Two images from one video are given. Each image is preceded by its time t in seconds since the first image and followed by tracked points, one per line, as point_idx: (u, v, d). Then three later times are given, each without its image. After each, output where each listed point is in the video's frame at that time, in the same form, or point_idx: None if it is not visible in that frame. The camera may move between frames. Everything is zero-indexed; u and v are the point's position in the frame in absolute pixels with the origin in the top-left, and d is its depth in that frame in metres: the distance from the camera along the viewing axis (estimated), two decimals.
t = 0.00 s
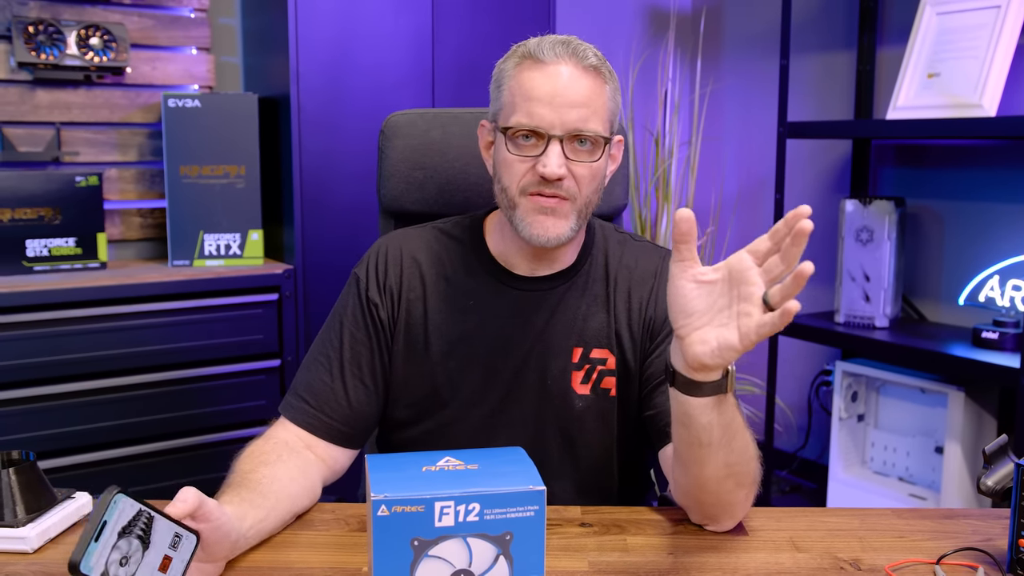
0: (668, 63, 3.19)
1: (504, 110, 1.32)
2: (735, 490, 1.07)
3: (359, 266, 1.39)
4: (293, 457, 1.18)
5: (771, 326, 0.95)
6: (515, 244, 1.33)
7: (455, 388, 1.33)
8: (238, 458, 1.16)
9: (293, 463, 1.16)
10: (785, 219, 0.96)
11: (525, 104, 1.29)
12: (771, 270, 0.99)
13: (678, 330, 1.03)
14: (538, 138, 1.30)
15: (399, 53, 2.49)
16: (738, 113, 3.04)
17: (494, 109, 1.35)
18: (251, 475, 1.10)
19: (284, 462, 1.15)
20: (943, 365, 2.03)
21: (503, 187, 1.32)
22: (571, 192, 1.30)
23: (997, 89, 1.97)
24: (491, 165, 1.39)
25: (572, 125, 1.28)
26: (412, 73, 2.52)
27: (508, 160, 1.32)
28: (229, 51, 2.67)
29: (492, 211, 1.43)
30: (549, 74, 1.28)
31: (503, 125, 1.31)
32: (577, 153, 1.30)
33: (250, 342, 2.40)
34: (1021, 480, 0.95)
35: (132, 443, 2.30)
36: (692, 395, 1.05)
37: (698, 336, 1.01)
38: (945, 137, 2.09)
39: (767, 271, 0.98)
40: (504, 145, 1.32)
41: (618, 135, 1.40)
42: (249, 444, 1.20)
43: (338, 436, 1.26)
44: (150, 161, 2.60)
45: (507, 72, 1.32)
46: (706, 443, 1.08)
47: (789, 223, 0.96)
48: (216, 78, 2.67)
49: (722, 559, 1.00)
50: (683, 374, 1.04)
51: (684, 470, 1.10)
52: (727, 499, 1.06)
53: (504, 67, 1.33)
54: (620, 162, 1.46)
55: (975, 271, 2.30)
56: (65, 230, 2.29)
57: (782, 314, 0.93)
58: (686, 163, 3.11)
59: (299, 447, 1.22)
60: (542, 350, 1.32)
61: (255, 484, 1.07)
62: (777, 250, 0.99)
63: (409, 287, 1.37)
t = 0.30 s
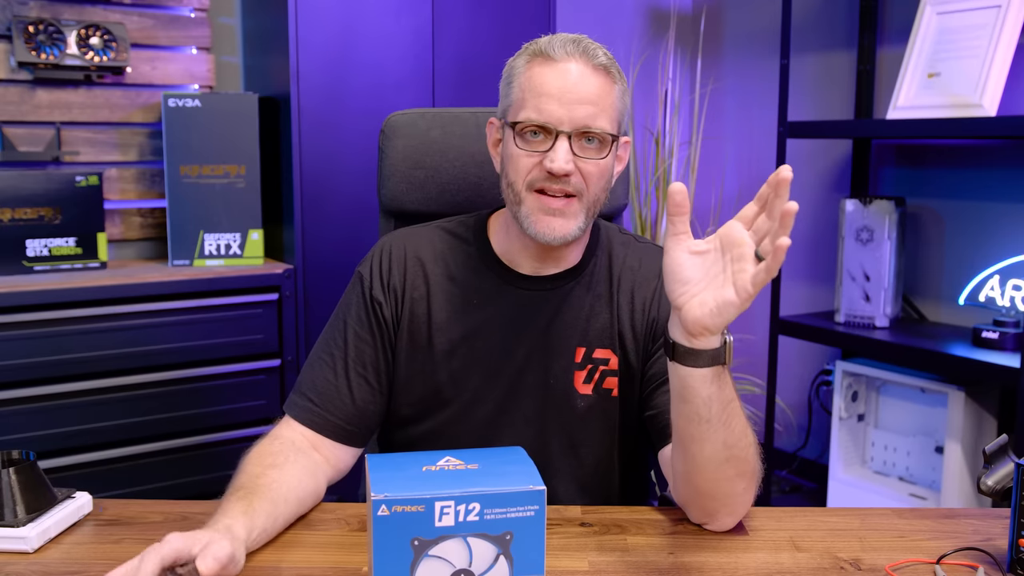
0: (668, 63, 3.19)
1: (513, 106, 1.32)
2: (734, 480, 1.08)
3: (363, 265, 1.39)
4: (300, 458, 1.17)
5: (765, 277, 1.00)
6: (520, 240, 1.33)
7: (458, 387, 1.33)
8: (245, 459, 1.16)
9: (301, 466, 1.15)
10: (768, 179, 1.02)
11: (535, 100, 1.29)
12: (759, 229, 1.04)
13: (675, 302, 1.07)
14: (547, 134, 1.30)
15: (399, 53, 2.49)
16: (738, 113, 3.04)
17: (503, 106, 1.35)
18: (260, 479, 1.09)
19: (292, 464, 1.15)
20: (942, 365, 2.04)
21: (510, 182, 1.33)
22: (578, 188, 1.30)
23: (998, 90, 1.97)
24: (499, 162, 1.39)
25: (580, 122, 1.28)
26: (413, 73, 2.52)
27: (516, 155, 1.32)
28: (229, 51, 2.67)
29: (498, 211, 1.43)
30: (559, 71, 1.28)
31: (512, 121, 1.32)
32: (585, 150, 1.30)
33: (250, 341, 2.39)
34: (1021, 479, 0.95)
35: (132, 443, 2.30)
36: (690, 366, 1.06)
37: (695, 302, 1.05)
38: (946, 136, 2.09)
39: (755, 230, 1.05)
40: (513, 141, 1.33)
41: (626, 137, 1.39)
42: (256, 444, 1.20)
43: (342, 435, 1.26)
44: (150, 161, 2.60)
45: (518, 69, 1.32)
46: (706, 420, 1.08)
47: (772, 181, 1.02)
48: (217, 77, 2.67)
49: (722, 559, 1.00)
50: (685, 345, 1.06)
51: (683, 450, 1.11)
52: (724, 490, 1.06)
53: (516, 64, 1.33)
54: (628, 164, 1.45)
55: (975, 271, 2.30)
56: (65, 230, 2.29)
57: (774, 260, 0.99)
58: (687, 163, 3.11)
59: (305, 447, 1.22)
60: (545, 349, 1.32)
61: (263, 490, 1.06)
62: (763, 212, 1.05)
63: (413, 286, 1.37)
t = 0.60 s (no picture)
0: (669, 63, 3.19)
1: (512, 116, 1.31)
2: (737, 483, 1.08)
3: (365, 264, 1.39)
4: (306, 459, 1.17)
5: (769, 291, 0.99)
6: (520, 246, 1.33)
7: (460, 387, 1.33)
8: (251, 459, 1.16)
9: (306, 467, 1.15)
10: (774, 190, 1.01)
11: (534, 113, 1.28)
12: (765, 241, 1.03)
13: (679, 311, 1.06)
14: (546, 147, 1.29)
15: (399, 53, 2.49)
16: (739, 112, 3.04)
17: (502, 112, 1.34)
18: (270, 480, 1.08)
19: (299, 466, 1.15)
20: (942, 364, 2.03)
21: (510, 193, 1.32)
22: (578, 201, 1.30)
23: (998, 89, 1.97)
24: (499, 165, 1.39)
25: (579, 136, 1.27)
26: (414, 73, 2.52)
27: (515, 168, 1.31)
28: (230, 50, 2.67)
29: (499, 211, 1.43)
30: (558, 82, 1.27)
31: (511, 132, 1.31)
32: (585, 162, 1.29)
33: (250, 341, 2.40)
34: (1021, 479, 0.95)
35: (132, 443, 2.30)
36: (695, 376, 1.06)
37: (699, 313, 1.04)
38: (946, 136, 2.09)
39: (761, 241, 1.03)
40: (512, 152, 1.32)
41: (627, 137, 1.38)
42: (261, 443, 1.20)
43: (344, 434, 1.26)
44: (150, 161, 2.60)
45: (516, 77, 1.30)
46: (708, 429, 1.09)
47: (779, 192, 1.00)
48: (217, 77, 2.67)
49: (723, 558, 1.00)
50: (689, 356, 1.05)
51: (685, 457, 1.12)
52: (727, 492, 1.06)
53: (513, 71, 1.31)
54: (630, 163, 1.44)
55: (975, 271, 2.30)
56: (65, 230, 2.29)
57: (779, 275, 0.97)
58: (687, 163, 3.11)
59: (308, 447, 1.22)
60: (546, 349, 1.32)
61: (272, 492, 1.06)
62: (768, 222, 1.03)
63: (414, 285, 1.37)
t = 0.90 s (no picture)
0: (669, 63, 3.19)
1: (503, 114, 1.32)
2: (733, 483, 1.08)
3: (361, 264, 1.39)
4: (303, 459, 1.18)
5: (751, 273, 1.00)
6: (516, 245, 1.32)
7: (456, 388, 1.33)
8: (250, 458, 1.15)
9: (304, 467, 1.15)
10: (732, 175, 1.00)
11: (524, 109, 1.28)
12: (731, 229, 1.01)
13: (658, 315, 1.05)
14: (538, 143, 1.29)
15: (400, 53, 2.49)
16: (739, 112, 3.04)
17: (494, 113, 1.35)
18: (267, 481, 1.08)
19: (296, 465, 1.15)
20: (942, 364, 2.04)
21: (504, 192, 1.31)
22: (572, 196, 1.29)
23: (998, 89, 1.97)
24: (492, 169, 1.39)
25: (571, 129, 1.27)
26: (414, 73, 2.52)
27: (508, 166, 1.31)
28: (230, 51, 2.67)
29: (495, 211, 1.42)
30: (548, 78, 1.28)
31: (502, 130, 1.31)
32: (577, 157, 1.29)
33: (250, 341, 2.40)
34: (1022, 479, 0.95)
35: (133, 443, 2.30)
36: (685, 376, 1.05)
37: (681, 314, 1.04)
38: (946, 136, 2.09)
39: (724, 227, 1.02)
40: (504, 150, 1.32)
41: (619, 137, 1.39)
42: (259, 444, 1.20)
43: (341, 435, 1.26)
44: (150, 161, 2.60)
45: (507, 77, 1.32)
46: (703, 428, 1.08)
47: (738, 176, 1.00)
48: (218, 77, 2.67)
49: (723, 558, 1.00)
50: (679, 357, 1.05)
51: (681, 457, 1.11)
52: (724, 492, 1.06)
53: (503, 71, 1.33)
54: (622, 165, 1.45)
55: (976, 271, 2.30)
56: (66, 230, 2.29)
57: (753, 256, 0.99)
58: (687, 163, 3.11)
59: (305, 448, 1.22)
60: (542, 350, 1.32)
61: (270, 491, 1.06)
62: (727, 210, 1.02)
63: (410, 286, 1.37)
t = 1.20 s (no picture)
0: (670, 62, 3.19)
1: (489, 124, 1.32)
2: (734, 485, 1.07)
3: (362, 265, 1.40)
4: (304, 458, 1.18)
5: (734, 273, 1.00)
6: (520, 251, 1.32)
7: (456, 389, 1.33)
8: (250, 458, 1.15)
9: (304, 466, 1.15)
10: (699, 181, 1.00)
11: (509, 113, 1.29)
12: (707, 232, 1.02)
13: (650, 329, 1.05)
14: (529, 145, 1.29)
15: (401, 53, 2.49)
16: (740, 111, 3.04)
17: (478, 126, 1.35)
18: (268, 479, 1.08)
19: (296, 464, 1.15)
20: (943, 364, 2.03)
21: (502, 202, 1.30)
22: (572, 193, 1.29)
23: (1000, 89, 1.97)
24: (484, 183, 1.38)
25: (560, 125, 1.28)
26: (415, 73, 2.52)
27: (502, 173, 1.30)
28: (232, 51, 2.68)
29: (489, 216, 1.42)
30: (529, 80, 1.28)
31: (490, 138, 1.31)
32: (570, 153, 1.29)
33: (252, 341, 2.40)
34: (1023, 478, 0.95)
35: (134, 443, 2.30)
36: (682, 388, 1.06)
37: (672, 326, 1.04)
38: (947, 136, 2.09)
39: (701, 232, 1.03)
40: (495, 158, 1.31)
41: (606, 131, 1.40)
42: (260, 444, 1.20)
43: (342, 436, 1.26)
44: (152, 160, 2.60)
45: (485, 88, 1.33)
46: (701, 434, 1.09)
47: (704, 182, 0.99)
48: (219, 77, 2.68)
49: (724, 558, 1.00)
50: (674, 369, 1.05)
51: (678, 463, 1.12)
52: (726, 494, 1.06)
53: (481, 83, 1.34)
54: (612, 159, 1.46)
55: (977, 270, 2.30)
56: (67, 229, 2.29)
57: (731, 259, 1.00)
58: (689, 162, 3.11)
59: (306, 448, 1.22)
60: (542, 351, 1.32)
61: (271, 489, 1.06)
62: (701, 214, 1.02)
63: (411, 287, 1.37)
